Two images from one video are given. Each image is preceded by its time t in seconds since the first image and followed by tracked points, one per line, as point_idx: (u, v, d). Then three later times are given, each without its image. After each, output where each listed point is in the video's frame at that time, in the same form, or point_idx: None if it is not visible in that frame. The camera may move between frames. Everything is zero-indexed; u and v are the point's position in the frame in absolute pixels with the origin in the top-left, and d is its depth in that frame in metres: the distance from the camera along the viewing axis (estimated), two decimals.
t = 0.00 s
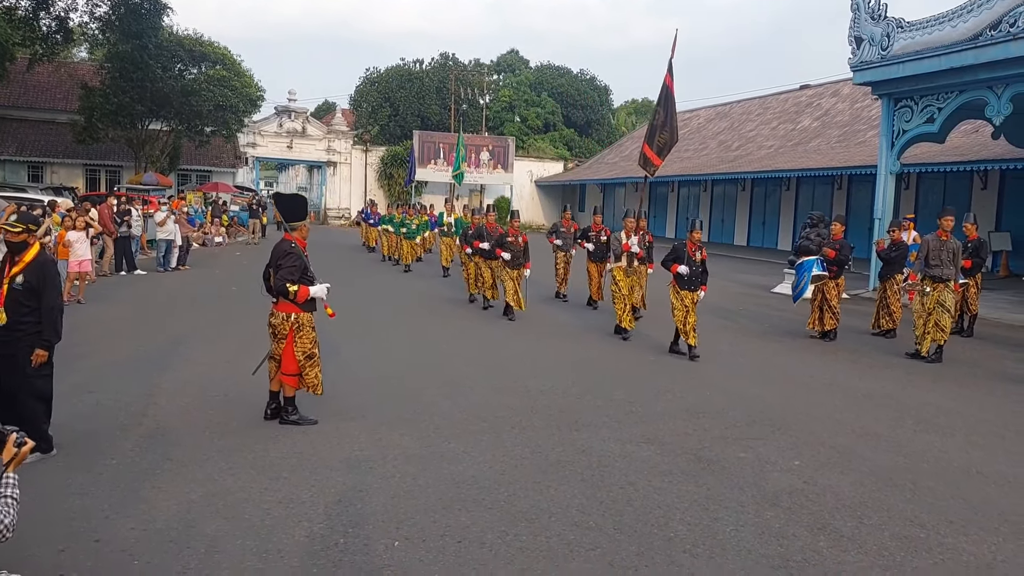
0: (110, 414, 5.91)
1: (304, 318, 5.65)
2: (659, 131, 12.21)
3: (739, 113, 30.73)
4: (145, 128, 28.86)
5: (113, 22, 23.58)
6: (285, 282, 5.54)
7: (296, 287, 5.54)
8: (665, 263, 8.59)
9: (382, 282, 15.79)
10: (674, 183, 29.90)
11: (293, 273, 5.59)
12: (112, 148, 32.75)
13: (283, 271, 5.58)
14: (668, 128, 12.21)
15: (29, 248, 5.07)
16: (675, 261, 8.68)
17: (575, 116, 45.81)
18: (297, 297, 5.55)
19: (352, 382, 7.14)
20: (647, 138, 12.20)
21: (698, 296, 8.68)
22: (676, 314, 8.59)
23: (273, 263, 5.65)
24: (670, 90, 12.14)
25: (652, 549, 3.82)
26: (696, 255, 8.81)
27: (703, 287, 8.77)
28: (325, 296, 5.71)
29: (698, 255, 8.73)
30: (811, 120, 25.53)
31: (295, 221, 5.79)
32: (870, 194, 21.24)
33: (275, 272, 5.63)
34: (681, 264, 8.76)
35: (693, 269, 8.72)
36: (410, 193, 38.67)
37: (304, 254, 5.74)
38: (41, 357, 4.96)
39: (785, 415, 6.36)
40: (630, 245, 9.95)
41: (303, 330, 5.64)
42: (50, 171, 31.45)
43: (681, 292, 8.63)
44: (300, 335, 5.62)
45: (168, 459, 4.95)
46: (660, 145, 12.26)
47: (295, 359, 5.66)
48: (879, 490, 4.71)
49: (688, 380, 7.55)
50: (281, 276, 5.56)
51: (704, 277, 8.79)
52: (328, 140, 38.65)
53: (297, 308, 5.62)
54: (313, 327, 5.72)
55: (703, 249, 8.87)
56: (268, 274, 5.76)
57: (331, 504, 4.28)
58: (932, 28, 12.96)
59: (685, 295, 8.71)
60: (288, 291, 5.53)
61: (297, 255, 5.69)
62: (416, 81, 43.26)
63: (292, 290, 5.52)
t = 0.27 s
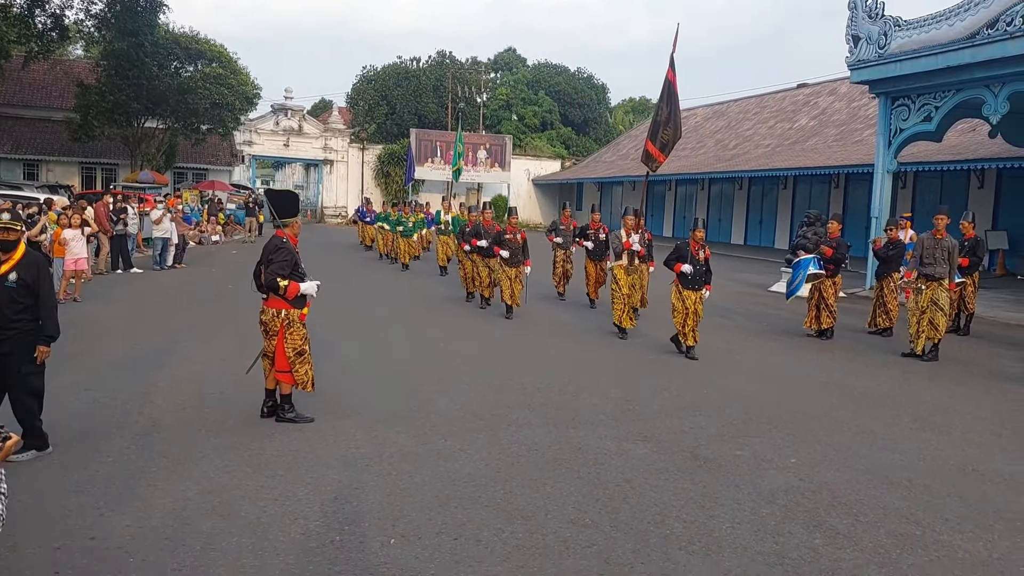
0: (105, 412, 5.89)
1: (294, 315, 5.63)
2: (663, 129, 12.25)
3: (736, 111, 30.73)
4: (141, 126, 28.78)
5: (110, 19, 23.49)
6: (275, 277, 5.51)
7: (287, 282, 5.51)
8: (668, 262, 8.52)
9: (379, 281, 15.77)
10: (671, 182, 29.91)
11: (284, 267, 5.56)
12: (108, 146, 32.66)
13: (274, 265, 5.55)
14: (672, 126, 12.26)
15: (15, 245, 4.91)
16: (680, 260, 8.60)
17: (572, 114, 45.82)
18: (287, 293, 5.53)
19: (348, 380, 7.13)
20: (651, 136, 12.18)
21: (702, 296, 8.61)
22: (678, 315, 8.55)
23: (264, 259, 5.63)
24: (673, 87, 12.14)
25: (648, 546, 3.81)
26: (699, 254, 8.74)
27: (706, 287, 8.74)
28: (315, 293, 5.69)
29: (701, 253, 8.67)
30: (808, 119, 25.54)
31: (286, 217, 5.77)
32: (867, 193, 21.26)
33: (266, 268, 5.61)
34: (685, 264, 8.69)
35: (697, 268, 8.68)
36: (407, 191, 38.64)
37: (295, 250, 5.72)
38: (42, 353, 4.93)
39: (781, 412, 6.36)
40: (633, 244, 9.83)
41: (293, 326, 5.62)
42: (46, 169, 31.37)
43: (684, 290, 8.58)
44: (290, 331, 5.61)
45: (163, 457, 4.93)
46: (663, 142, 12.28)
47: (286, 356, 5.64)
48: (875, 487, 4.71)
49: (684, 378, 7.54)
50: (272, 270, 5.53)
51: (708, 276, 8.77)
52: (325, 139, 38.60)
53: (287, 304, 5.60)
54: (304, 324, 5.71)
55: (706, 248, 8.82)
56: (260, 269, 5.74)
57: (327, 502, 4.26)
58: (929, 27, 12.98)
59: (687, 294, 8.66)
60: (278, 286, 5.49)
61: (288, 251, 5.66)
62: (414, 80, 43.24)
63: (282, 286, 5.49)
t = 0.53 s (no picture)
0: (99, 409, 5.88)
1: (284, 311, 5.61)
2: (664, 127, 12.20)
3: (731, 110, 30.75)
4: (136, 124, 28.69)
5: (104, 17, 23.39)
6: (263, 273, 5.49)
7: (275, 278, 5.49)
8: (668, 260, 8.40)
9: (375, 278, 15.76)
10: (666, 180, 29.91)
11: (273, 263, 5.55)
12: (102, 144, 32.56)
13: (262, 262, 5.53)
14: (673, 123, 12.26)
15: None
16: (679, 258, 8.46)
17: (566, 112, 45.99)
18: (277, 289, 5.51)
19: (344, 378, 7.13)
20: (655, 133, 12.12)
21: (704, 293, 8.45)
22: (679, 314, 8.48)
23: (253, 256, 5.61)
24: (673, 84, 12.13)
25: (644, 542, 3.82)
26: (701, 252, 8.61)
27: (709, 284, 8.57)
28: (306, 289, 5.66)
29: (703, 252, 8.53)
30: (803, 117, 25.57)
31: (276, 214, 5.78)
32: (862, 191, 21.30)
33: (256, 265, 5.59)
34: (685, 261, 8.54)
35: (698, 265, 8.53)
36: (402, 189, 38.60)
37: (285, 245, 5.71)
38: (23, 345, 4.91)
39: (777, 409, 6.37)
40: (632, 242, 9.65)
41: (285, 323, 5.61)
42: (40, 167, 31.28)
43: (685, 289, 8.44)
44: (280, 328, 5.59)
45: (159, 454, 4.93)
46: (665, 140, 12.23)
47: (277, 352, 5.63)
48: (870, 484, 4.73)
49: (680, 376, 7.55)
50: (260, 266, 5.52)
51: (709, 274, 8.62)
52: (320, 136, 38.54)
53: (277, 301, 5.59)
54: (295, 320, 5.68)
55: (706, 246, 8.67)
56: (250, 266, 5.74)
57: (323, 499, 4.26)
58: (924, 25, 13.01)
59: (689, 292, 8.51)
60: (267, 282, 5.48)
61: (277, 246, 5.65)
62: (409, 78, 43.21)
63: (270, 282, 5.47)
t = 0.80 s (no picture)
0: (92, 408, 5.86)
1: (279, 310, 5.62)
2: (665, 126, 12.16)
3: (726, 109, 30.79)
4: (129, 122, 28.60)
5: (97, 15, 23.30)
6: (259, 273, 5.49)
7: (271, 279, 5.50)
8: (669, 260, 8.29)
9: (369, 277, 15.74)
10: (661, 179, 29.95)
11: (267, 263, 5.53)
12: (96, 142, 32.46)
13: (257, 262, 5.51)
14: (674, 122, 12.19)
15: None
16: (680, 258, 8.33)
17: (561, 111, 46.02)
18: (273, 289, 5.51)
19: (339, 376, 7.13)
20: (655, 133, 12.14)
21: (706, 295, 8.28)
22: (680, 315, 8.37)
23: (246, 256, 5.59)
24: (676, 83, 12.10)
25: (637, 539, 3.83)
26: (704, 252, 8.46)
27: (712, 285, 8.39)
28: (301, 288, 5.67)
29: (705, 252, 8.36)
30: (797, 116, 25.62)
31: (268, 212, 5.75)
32: (856, 190, 21.35)
33: (248, 265, 5.57)
34: (687, 262, 8.39)
35: (700, 266, 8.38)
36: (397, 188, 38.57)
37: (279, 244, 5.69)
38: None
39: (770, 407, 6.39)
40: (634, 242, 9.47)
41: (278, 322, 5.62)
42: (33, 166, 31.18)
43: (687, 290, 8.25)
44: (274, 327, 5.60)
45: (152, 452, 4.92)
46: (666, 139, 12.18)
47: (268, 351, 5.64)
48: (862, 481, 4.74)
49: (675, 374, 7.57)
50: (255, 267, 5.50)
51: (713, 275, 8.45)
52: (314, 135, 38.47)
53: (272, 301, 5.60)
54: (289, 319, 5.70)
55: (709, 246, 8.50)
56: (243, 264, 5.71)
57: (317, 497, 4.26)
58: (918, 24, 13.05)
59: (691, 293, 8.35)
60: (263, 282, 5.48)
61: (272, 246, 5.63)
62: (404, 76, 43.18)
63: (267, 282, 5.48)
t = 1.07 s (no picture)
0: (82, 407, 5.84)
1: (266, 311, 5.63)
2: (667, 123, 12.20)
3: (719, 108, 30.84)
4: (121, 121, 28.46)
5: (88, 13, 23.19)
6: (246, 274, 5.50)
7: (258, 280, 5.51)
8: (674, 257, 8.25)
9: (362, 276, 15.72)
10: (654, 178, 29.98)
11: (255, 265, 5.55)
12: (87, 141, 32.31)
13: (244, 263, 5.53)
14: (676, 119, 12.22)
15: None
16: (683, 257, 8.32)
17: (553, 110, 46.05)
18: (260, 290, 5.52)
19: (331, 375, 7.12)
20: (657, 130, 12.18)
21: (710, 294, 8.28)
22: (683, 315, 8.31)
23: (234, 256, 5.62)
24: (677, 80, 12.13)
25: (629, 536, 3.83)
26: (708, 250, 8.41)
27: (716, 284, 8.37)
28: (289, 289, 5.66)
29: (710, 250, 8.33)
30: (789, 116, 25.68)
31: (257, 211, 5.76)
32: (848, 189, 21.42)
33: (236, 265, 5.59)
34: (691, 260, 8.37)
35: (705, 264, 8.35)
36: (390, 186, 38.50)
37: (267, 244, 5.70)
38: None
39: (762, 405, 6.41)
40: (638, 240, 9.42)
41: (264, 323, 5.61)
42: (23, 164, 31.03)
43: (692, 288, 8.26)
44: (260, 328, 5.60)
45: (143, 451, 4.90)
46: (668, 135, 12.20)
47: (255, 351, 5.65)
48: (853, 478, 4.76)
49: (667, 372, 7.58)
50: (242, 268, 5.52)
51: (717, 272, 8.37)
52: (307, 134, 38.37)
53: (259, 301, 5.60)
54: (276, 320, 5.69)
55: (714, 244, 8.46)
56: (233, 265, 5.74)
57: (309, 495, 4.25)
58: (909, 24, 13.10)
59: (696, 292, 8.33)
60: (250, 283, 5.49)
61: (260, 247, 5.64)
62: (396, 75, 43.12)
63: (254, 283, 5.48)
